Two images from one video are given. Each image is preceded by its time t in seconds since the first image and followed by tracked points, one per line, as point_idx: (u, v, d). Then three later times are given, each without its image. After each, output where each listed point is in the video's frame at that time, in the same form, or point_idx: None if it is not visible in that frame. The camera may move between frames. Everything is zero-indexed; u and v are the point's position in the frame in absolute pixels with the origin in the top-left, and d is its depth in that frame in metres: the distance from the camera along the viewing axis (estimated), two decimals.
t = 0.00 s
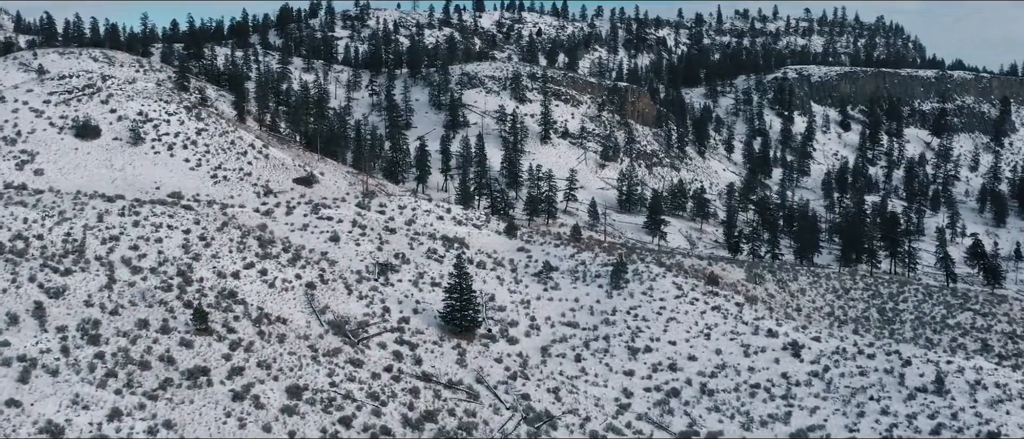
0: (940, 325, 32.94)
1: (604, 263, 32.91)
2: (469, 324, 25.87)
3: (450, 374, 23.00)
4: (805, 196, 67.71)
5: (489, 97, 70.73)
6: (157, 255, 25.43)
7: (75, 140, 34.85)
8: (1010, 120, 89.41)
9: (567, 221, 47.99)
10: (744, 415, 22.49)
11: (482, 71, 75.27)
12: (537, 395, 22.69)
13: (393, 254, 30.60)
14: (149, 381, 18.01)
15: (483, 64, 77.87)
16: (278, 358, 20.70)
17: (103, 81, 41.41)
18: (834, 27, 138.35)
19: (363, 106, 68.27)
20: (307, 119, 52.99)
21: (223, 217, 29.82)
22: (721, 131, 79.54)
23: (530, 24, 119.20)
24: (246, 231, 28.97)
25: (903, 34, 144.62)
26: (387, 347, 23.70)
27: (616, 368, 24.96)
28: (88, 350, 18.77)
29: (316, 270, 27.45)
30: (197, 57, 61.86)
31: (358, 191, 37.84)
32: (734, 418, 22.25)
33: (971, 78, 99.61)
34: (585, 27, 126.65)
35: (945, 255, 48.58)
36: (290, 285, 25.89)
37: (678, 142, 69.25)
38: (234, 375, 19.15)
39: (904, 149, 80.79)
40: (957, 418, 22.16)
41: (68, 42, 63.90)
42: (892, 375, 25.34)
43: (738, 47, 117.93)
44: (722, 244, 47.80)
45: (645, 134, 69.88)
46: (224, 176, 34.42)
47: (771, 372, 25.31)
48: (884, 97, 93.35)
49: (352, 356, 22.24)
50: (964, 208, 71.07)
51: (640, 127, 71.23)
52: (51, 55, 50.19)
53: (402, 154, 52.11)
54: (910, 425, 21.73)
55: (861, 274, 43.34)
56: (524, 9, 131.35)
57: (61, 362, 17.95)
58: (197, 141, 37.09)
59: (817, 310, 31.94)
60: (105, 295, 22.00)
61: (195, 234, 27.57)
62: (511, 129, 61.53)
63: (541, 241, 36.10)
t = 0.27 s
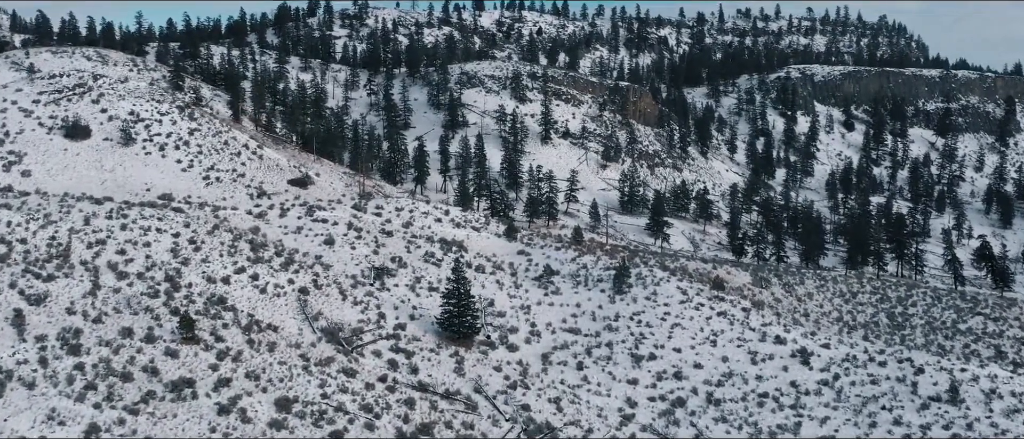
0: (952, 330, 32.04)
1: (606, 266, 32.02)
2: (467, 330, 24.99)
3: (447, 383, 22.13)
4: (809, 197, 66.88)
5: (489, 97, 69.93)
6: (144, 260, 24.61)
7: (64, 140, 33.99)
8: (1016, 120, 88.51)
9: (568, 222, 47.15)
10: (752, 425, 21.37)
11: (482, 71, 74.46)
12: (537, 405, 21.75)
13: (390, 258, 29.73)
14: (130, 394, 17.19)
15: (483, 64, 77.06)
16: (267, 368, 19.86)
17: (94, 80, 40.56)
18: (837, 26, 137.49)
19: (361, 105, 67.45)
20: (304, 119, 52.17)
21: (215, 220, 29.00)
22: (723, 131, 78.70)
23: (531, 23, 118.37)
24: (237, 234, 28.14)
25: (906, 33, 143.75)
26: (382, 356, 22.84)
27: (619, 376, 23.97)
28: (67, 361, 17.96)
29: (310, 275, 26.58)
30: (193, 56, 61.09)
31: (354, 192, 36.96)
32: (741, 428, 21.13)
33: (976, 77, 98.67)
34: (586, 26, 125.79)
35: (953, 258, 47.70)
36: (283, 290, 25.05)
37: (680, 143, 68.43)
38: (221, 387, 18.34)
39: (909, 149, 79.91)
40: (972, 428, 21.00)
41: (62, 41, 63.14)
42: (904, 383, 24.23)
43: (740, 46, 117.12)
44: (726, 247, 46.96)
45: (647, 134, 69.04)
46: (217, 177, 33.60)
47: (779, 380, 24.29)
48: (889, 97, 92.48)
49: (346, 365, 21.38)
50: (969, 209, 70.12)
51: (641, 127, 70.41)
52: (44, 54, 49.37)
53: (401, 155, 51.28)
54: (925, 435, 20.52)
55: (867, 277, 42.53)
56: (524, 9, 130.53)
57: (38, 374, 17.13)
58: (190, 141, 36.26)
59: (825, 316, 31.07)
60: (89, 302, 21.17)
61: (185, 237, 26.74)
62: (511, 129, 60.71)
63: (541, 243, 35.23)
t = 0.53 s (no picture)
0: (964, 336, 31.17)
1: (609, 270, 31.11)
2: (466, 338, 24.07)
3: (444, 392, 21.21)
4: (813, 198, 66.00)
5: (489, 97, 69.14)
6: (131, 265, 23.77)
7: (53, 140, 33.07)
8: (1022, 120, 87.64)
9: (569, 224, 46.31)
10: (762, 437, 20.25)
11: (481, 70, 73.63)
12: (537, 416, 20.76)
13: (386, 262, 28.83)
14: (110, 409, 16.36)
15: (482, 63, 76.24)
16: (255, 380, 19.00)
17: (85, 80, 39.69)
18: (840, 26, 136.67)
19: (359, 105, 66.66)
20: (301, 119, 51.37)
21: (205, 224, 28.16)
22: (726, 131, 77.84)
23: (531, 22, 117.51)
24: (228, 238, 27.28)
25: (909, 32, 142.96)
26: (376, 365, 21.95)
27: (622, 385, 22.94)
28: (44, 374, 17.10)
29: (302, 281, 25.67)
30: (189, 55, 60.29)
31: (351, 194, 36.06)
32: None
33: (981, 77, 97.77)
34: (587, 25, 124.88)
35: (961, 260, 46.83)
36: (274, 297, 24.19)
37: (682, 143, 67.58)
38: (206, 400, 17.51)
39: (913, 150, 79.04)
40: None
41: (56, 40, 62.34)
42: (918, 393, 23.22)
43: (742, 46, 116.27)
44: (730, 250, 46.11)
45: (648, 135, 68.18)
46: (209, 179, 32.74)
47: (789, 390, 23.23)
48: (893, 97, 91.60)
49: (338, 376, 20.50)
50: (975, 210, 69.23)
51: (643, 128, 69.55)
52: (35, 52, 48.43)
53: (399, 155, 50.47)
54: None
55: (874, 280, 41.67)
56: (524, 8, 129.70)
57: (13, 388, 16.30)
58: (182, 141, 35.38)
59: (834, 322, 30.18)
60: (70, 310, 20.31)
61: (173, 241, 25.90)
62: (511, 130, 59.88)
63: (542, 246, 34.34)
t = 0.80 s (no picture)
0: (977, 342, 30.31)
1: (612, 275, 30.24)
2: (464, 346, 23.19)
3: (440, 403, 20.33)
4: (817, 199, 65.10)
5: (489, 96, 68.35)
6: (117, 271, 22.93)
7: (41, 141, 32.20)
8: None
9: (570, 227, 45.50)
10: None
11: (481, 70, 72.86)
12: (536, 428, 19.74)
13: (381, 266, 27.91)
14: (87, 425, 15.54)
15: (482, 62, 75.47)
16: (242, 393, 18.17)
17: (75, 79, 38.82)
18: (842, 25, 135.87)
19: (357, 105, 65.88)
20: (298, 119, 50.57)
21: (196, 227, 27.32)
22: (729, 132, 77.03)
23: (531, 22, 116.62)
24: (219, 243, 26.44)
25: (912, 32, 142.17)
26: (370, 375, 21.08)
27: (625, 395, 21.89)
28: (19, 387, 16.29)
29: (295, 287, 24.82)
30: (184, 55, 59.47)
31: (347, 196, 35.21)
32: None
33: (985, 77, 96.90)
34: (588, 24, 124.11)
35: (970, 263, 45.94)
36: (265, 304, 23.34)
37: (685, 144, 66.78)
38: (189, 415, 16.69)
39: (918, 150, 78.17)
40: None
41: (50, 39, 61.51)
42: (933, 403, 22.14)
43: (744, 46, 115.49)
44: (734, 252, 45.29)
45: (650, 135, 67.31)
46: (201, 181, 31.91)
47: (799, 400, 22.08)
48: (897, 96, 90.76)
49: (329, 388, 19.64)
50: (982, 212, 68.29)
51: (645, 128, 68.73)
52: (27, 51, 47.57)
53: (397, 156, 49.64)
54: None
55: (882, 284, 40.84)
56: (524, 7, 128.93)
57: None
58: (174, 142, 34.55)
59: (843, 328, 29.27)
60: (50, 319, 19.49)
61: (162, 246, 25.05)
62: (511, 130, 59.09)
63: (543, 250, 33.45)
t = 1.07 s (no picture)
0: (991, 349, 29.45)
1: (615, 279, 29.37)
2: (461, 355, 22.32)
3: (436, 415, 19.42)
4: (821, 200, 64.26)
5: (489, 96, 67.53)
6: (102, 277, 22.09)
7: (28, 142, 31.34)
8: None
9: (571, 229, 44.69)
10: None
11: (481, 69, 72.04)
12: None
13: (377, 271, 26.99)
14: None
15: (482, 62, 74.65)
16: (228, 406, 17.34)
17: (65, 78, 37.95)
18: (845, 25, 135.01)
19: (355, 105, 65.06)
20: (294, 119, 49.74)
21: (185, 231, 26.49)
22: (731, 132, 76.19)
23: (531, 21, 115.71)
24: (208, 247, 25.60)
25: (915, 32, 141.31)
26: (363, 386, 20.20)
27: (628, 405, 20.86)
28: None
29: (287, 293, 23.96)
30: (179, 54, 58.68)
31: (343, 198, 34.34)
32: None
33: (990, 76, 96.02)
34: (588, 24, 123.25)
35: (979, 266, 45.09)
36: (255, 311, 22.50)
37: (687, 144, 65.95)
38: (171, 431, 15.90)
39: (923, 151, 77.32)
40: None
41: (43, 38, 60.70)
42: (948, 414, 21.15)
43: (746, 45, 114.64)
44: (738, 255, 44.47)
45: (653, 135, 66.45)
46: (192, 183, 31.08)
47: (809, 411, 21.00)
48: (901, 96, 89.88)
49: (320, 400, 18.76)
50: (988, 213, 67.41)
51: (647, 128, 67.90)
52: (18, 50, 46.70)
53: (395, 157, 48.80)
54: None
55: (890, 288, 40.00)
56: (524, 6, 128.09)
57: None
58: (166, 143, 33.70)
59: (852, 334, 28.50)
60: (29, 328, 18.68)
61: (149, 251, 24.23)
62: (511, 131, 58.28)
63: (543, 254, 32.55)
